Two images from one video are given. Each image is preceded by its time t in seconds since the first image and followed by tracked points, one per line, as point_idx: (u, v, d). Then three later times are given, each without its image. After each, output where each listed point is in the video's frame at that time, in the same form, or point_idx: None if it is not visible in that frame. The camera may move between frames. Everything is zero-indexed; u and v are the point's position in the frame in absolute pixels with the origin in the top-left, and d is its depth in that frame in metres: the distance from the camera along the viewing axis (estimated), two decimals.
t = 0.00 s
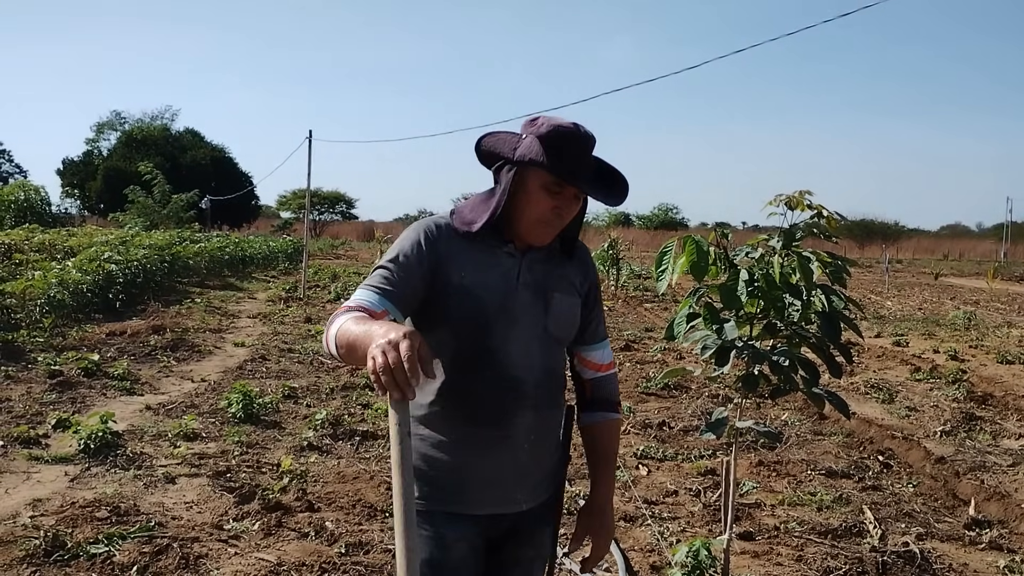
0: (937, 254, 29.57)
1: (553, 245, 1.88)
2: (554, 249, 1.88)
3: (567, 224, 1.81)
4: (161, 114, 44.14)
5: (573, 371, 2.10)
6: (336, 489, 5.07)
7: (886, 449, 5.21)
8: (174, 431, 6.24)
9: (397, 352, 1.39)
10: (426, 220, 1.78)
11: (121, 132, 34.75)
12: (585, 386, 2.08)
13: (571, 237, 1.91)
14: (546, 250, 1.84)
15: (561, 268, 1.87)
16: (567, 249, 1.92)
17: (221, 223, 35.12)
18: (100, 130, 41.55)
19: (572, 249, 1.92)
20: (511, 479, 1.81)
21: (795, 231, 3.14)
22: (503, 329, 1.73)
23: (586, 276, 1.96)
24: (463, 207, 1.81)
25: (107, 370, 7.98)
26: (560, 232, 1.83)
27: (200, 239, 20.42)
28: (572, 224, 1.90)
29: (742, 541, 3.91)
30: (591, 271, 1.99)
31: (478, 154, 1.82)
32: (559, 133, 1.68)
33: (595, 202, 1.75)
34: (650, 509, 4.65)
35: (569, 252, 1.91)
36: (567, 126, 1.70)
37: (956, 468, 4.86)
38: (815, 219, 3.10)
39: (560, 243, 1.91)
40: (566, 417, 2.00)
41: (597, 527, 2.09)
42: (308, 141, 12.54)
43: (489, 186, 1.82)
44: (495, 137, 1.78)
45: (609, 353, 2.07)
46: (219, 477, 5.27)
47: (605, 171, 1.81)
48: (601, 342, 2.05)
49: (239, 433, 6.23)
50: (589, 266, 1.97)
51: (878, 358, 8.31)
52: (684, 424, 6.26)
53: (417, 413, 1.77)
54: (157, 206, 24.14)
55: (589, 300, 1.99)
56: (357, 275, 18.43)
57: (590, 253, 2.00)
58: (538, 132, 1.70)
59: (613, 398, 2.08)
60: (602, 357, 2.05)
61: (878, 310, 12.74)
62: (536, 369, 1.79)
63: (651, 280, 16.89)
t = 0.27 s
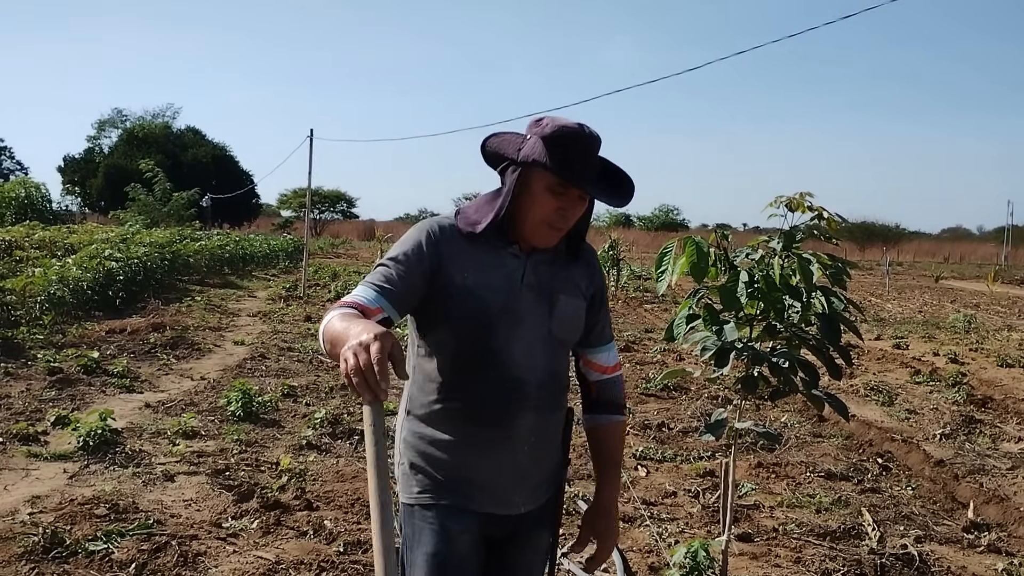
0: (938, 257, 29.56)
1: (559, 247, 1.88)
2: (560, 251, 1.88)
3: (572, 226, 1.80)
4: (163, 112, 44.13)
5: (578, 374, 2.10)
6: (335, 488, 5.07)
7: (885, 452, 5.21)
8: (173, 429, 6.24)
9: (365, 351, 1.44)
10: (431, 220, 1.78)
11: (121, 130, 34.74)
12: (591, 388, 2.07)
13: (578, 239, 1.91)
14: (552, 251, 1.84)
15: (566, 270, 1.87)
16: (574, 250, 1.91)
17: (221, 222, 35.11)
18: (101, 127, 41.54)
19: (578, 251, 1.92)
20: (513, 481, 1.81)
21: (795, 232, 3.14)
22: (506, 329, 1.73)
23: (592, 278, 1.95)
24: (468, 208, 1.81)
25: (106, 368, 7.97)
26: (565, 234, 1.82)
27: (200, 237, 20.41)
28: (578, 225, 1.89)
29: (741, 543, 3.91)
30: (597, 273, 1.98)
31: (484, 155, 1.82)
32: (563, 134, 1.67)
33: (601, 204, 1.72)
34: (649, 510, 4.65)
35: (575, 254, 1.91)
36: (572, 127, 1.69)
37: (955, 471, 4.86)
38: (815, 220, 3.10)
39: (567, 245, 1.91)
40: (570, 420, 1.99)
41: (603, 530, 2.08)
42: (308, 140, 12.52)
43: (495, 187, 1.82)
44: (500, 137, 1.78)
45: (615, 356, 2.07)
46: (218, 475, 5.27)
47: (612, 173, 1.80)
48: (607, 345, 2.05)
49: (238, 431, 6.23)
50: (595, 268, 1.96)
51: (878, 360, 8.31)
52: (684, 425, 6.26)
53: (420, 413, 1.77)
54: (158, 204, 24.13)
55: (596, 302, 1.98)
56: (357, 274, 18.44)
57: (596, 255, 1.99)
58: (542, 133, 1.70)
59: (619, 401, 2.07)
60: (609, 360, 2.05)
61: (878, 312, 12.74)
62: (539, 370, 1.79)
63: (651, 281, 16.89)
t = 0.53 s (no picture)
0: (938, 259, 29.55)
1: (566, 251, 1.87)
2: (567, 256, 1.87)
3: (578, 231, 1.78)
4: (164, 110, 44.14)
5: (587, 378, 2.10)
6: (335, 487, 5.07)
7: (885, 453, 5.21)
8: (173, 427, 6.24)
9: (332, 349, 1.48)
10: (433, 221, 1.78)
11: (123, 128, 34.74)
12: (599, 392, 2.07)
13: (585, 243, 1.89)
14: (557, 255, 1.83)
15: (571, 274, 1.86)
16: (581, 255, 1.90)
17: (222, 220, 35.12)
18: (102, 125, 41.55)
19: (585, 255, 1.90)
20: (514, 487, 1.81)
21: (795, 234, 3.14)
22: (508, 334, 1.73)
23: (600, 282, 1.94)
24: (473, 210, 1.81)
25: (106, 366, 7.97)
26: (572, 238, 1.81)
27: (201, 235, 20.42)
28: (585, 228, 1.88)
29: (740, 544, 3.90)
30: (606, 277, 1.97)
31: (491, 156, 1.81)
32: (569, 138, 1.66)
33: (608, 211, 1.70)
34: (648, 510, 4.65)
35: (582, 258, 1.90)
36: (577, 131, 1.67)
37: (955, 473, 4.86)
38: (815, 221, 3.10)
39: (575, 249, 1.89)
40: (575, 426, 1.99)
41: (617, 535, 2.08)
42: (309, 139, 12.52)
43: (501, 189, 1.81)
44: (507, 140, 1.77)
45: (623, 359, 2.07)
46: (217, 474, 5.27)
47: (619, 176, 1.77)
48: (614, 348, 2.04)
49: (237, 429, 6.23)
50: (603, 273, 1.95)
51: (878, 362, 8.31)
52: (683, 426, 6.26)
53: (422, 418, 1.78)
54: (159, 202, 24.13)
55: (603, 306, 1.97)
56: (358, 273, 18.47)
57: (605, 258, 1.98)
58: (547, 137, 1.68)
59: (628, 404, 2.07)
60: (616, 363, 2.05)
61: (878, 314, 12.74)
62: (542, 376, 1.78)
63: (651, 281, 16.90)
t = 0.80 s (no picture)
0: (938, 258, 29.54)
1: (560, 244, 1.87)
2: (561, 247, 1.87)
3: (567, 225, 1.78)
4: (164, 111, 44.17)
5: (597, 373, 2.08)
6: (335, 487, 5.07)
7: (885, 452, 5.21)
8: (174, 428, 6.25)
9: (339, 317, 1.52)
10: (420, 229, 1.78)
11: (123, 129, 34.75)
12: (610, 385, 2.06)
13: (578, 232, 1.90)
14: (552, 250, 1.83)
15: (571, 268, 1.86)
16: (576, 244, 1.90)
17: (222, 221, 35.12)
18: (102, 126, 41.56)
19: (580, 245, 1.91)
20: (537, 495, 1.81)
21: (795, 233, 3.14)
22: (513, 338, 1.73)
23: (600, 270, 1.94)
24: (460, 212, 1.81)
25: (107, 367, 7.97)
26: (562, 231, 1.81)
27: (201, 236, 20.43)
28: (575, 219, 1.88)
29: (741, 543, 3.91)
30: (605, 264, 1.97)
31: (473, 155, 1.81)
32: (547, 132, 1.65)
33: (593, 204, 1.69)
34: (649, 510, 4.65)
35: (579, 249, 1.90)
36: (555, 123, 1.66)
37: (955, 472, 4.86)
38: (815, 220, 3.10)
39: (568, 241, 1.90)
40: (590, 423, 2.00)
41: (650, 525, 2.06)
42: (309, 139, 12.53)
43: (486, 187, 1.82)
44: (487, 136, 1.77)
45: (629, 345, 2.06)
46: (218, 474, 5.27)
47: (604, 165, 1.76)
48: (619, 337, 2.04)
49: (238, 430, 6.24)
50: (602, 260, 1.96)
51: (878, 361, 8.31)
52: (684, 425, 6.27)
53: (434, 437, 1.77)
54: (159, 203, 24.13)
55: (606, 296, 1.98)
56: (359, 274, 18.47)
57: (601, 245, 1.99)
58: (526, 132, 1.68)
59: (642, 390, 2.06)
60: (623, 351, 2.04)
61: (879, 313, 12.74)
62: (553, 377, 1.78)
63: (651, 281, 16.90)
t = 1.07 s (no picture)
0: (938, 255, 29.53)
1: (557, 239, 1.88)
2: (557, 242, 1.88)
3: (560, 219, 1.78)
4: (163, 113, 44.17)
5: (613, 370, 2.09)
6: (337, 488, 5.08)
7: (887, 450, 5.21)
8: (175, 430, 6.25)
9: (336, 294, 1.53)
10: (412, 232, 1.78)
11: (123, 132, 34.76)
12: (631, 380, 2.06)
13: (574, 227, 1.91)
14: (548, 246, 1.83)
15: (570, 264, 1.86)
16: (573, 239, 1.91)
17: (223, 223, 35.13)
18: (102, 129, 41.58)
19: (577, 239, 1.92)
20: (548, 495, 1.80)
21: (795, 231, 3.14)
22: (513, 338, 1.73)
23: (601, 263, 1.95)
24: (452, 212, 1.81)
25: (108, 369, 7.98)
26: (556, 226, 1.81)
27: (202, 238, 20.44)
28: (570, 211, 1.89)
29: (743, 541, 3.91)
30: (606, 257, 1.98)
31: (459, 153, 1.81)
32: (532, 124, 1.65)
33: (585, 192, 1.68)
34: (650, 509, 4.65)
35: (576, 244, 1.91)
36: (540, 114, 1.66)
37: (957, 469, 4.86)
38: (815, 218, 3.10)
39: (564, 236, 1.91)
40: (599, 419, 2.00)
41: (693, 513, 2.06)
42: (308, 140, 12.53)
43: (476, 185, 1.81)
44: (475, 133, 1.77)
45: (641, 336, 2.07)
46: (220, 476, 5.28)
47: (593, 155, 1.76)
48: (632, 330, 2.05)
49: (240, 432, 6.24)
50: (603, 254, 1.96)
51: (880, 359, 8.30)
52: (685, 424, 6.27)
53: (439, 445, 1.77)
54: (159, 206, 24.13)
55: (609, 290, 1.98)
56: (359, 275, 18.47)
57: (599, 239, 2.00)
58: (511, 125, 1.67)
59: (661, 379, 2.08)
60: (637, 344, 2.06)
61: (880, 311, 12.74)
62: (555, 375, 1.78)
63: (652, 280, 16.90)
